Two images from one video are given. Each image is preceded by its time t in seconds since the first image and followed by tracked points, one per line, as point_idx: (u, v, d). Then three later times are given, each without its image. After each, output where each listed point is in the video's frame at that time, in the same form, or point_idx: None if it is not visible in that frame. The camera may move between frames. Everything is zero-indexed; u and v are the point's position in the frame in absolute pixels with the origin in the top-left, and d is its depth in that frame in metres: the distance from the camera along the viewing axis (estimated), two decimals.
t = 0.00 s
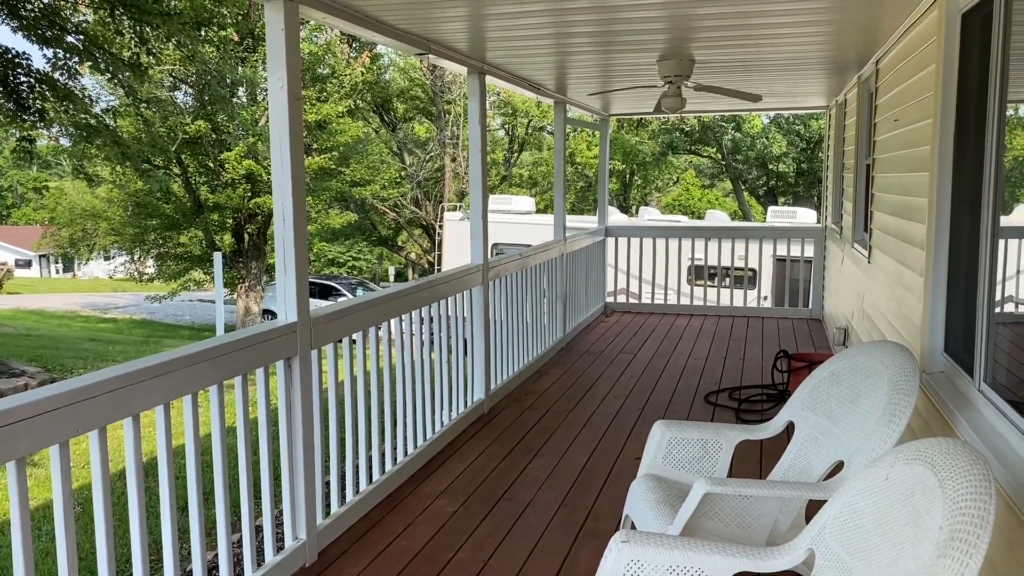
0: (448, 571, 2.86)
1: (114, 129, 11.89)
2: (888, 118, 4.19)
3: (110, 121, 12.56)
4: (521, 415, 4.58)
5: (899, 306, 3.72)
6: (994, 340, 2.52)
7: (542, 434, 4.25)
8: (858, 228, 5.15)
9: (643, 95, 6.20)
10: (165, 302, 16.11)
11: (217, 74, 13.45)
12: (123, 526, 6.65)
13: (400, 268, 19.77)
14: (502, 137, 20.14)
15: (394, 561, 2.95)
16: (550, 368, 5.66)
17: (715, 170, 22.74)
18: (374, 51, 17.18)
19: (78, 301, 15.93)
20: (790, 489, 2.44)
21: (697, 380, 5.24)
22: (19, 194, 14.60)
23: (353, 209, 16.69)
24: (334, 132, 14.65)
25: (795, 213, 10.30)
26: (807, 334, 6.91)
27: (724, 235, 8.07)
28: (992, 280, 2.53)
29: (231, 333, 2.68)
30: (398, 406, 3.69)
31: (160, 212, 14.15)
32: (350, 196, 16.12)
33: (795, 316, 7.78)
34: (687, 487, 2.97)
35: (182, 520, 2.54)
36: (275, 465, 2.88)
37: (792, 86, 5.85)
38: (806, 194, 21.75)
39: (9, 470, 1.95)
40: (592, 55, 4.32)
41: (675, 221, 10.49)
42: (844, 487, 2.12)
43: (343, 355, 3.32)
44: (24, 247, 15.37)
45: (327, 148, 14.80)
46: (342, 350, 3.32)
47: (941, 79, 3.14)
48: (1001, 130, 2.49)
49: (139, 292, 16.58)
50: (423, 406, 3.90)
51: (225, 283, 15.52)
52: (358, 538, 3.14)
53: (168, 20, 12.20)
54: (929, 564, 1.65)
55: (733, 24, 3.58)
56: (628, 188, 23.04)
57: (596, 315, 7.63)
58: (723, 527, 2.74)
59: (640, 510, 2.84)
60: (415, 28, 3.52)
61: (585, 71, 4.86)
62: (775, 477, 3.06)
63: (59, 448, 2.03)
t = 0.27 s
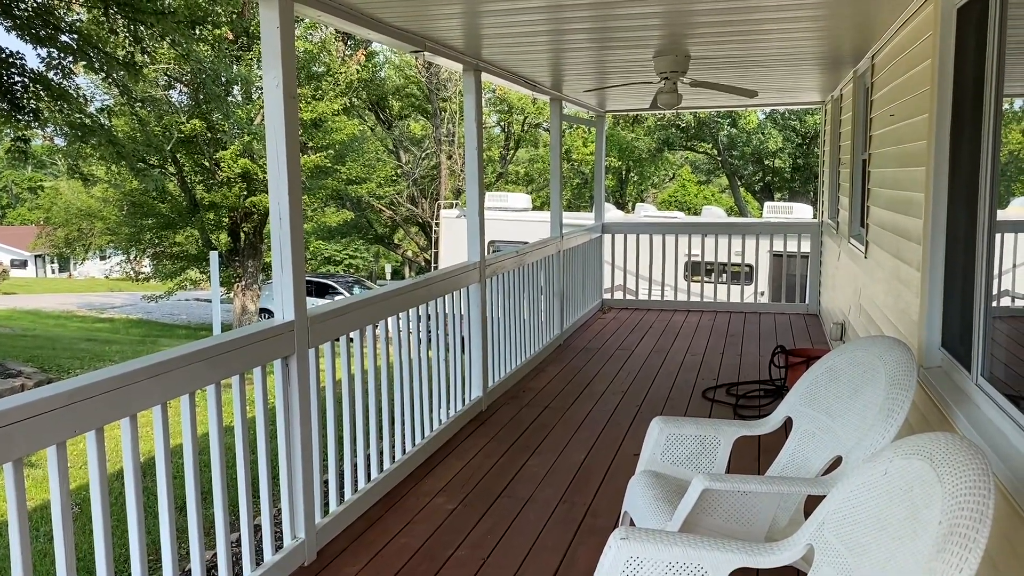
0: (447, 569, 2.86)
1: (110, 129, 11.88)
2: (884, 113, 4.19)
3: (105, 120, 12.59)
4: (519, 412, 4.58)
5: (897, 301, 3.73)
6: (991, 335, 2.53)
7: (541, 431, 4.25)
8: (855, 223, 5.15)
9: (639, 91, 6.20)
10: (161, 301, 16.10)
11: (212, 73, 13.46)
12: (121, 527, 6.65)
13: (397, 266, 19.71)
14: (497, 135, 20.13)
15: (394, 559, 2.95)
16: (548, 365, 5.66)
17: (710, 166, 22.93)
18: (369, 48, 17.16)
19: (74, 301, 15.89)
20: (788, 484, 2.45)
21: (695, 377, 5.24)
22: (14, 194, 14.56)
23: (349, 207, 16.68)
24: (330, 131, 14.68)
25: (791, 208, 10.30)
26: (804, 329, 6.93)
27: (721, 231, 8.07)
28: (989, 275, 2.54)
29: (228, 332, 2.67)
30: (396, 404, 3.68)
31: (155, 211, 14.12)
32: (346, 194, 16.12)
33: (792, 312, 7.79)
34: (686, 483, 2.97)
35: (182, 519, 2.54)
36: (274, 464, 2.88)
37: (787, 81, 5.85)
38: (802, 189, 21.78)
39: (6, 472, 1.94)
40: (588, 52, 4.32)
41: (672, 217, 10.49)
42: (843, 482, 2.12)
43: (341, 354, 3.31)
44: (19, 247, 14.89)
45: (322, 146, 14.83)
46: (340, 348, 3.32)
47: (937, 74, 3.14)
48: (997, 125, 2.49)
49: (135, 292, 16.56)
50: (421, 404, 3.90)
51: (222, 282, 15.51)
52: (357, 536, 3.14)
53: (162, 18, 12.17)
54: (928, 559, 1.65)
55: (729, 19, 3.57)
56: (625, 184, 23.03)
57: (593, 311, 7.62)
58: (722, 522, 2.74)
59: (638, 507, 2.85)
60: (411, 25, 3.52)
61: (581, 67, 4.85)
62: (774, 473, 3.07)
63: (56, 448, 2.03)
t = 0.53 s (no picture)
0: (443, 565, 2.86)
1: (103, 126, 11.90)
2: (877, 107, 4.19)
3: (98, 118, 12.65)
4: (515, 408, 4.58)
5: (891, 294, 3.73)
6: (984, 327, 2.53)
7: (537, 427, 4.25)
8: (848, 217, 5.16)
9: (632, 86, 6.19)
10: (156, 300, 16.08)
11: (204, 70, 13.41)
12: (116, 525, 6.65)
13: (392, 263, 19.34)
14: (492, 130, 20.10)
15: (390, 556, 2.95)
16: (543, 361, 5.66)
17: (705, 160, 22.89)
18: (362, 44, 17.14)
19: (68, 300, 15.87)
20: (783, 477, 2.45)
21: (690, 371, 5.25)
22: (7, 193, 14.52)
23: (343, 203, 16.68)
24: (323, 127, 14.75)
25: (785, 202, 10.30)
26: (799, 323, 6.94)
27: (715, 226, 8.07)
28: (983, 267, 2.55)
29: (223, 330, 2.67)
30: (392, 401, 3.68)
31: (149, 209, 14.09)
32: (340, 191, 16.07)
33: (787, 306, 7.79)
34: (681, 478, 2.98)
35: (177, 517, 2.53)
36: (269, 462, 2.87)
37: (781, 75, 5.85)
38: (797, 183, 21.79)
39: None
40: (581, 47, 4.31)
41: (666, 212, 10.48)
42: (838, 475, 2.13)
43: (335, 351, 3.31)
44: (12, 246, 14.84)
45: (316, 143, 14.83)
46: (334, 345, 3.32)
47: (930, 67, 3.14)
48: (990, 118, 2.49)
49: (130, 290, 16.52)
50: (417, 401, 3.89)
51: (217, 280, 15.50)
52: (353, 534, 3.14)
53: (154, 15, 12.15)
54: (923, 550, 1.66)
55: (721, 13, 3.57)
56: (619, 179, 22.80)
57: (588, 307, 7.62)
58: (718, 516, 2.75)
59: (634, 502, 2.85)
60: (403, 21, 3.50)
61: (575, 62, 4.85)
62: (769, 467, 3.08)
63: (50, 447, 2.02)
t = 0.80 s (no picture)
0: (439, 561, 2.87)
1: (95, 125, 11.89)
2: (869, 100, 4.21)
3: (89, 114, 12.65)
4: (510, 403, 4.59)
5: (883, 287, 3.75)
6: (977, 319, 2.54)
7: (532, 422, 4.25)
8: (841, 210, 5.17)
9: (625, 80, 6.19)
10: (150, 297, 16.06)
11: (196, 67, 13.25)
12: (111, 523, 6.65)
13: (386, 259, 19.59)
14: (486, 126, 20.08)
15: (386, 552, 2.95)
16: (538, 355, 5.67)
17: (698, 155, 22.89)
18: (355, 40, 17.12)
19: (62, 299, 15.86)
20: (776, 469, 2.46)
21: (684, 365, 5.26)
22: None
23: (337, 199, 16.68)
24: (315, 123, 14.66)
25: (779, 196, 10.33)
26: (792, 316, 6.95)
27: (709, 220, 8.08)
28: (976, 259, 2.56)
29: (218, 327, 2.67)
30: (387, 397, 3.68)
31: (142, 207, 14.04)
32: (334, 187, 16.06)
33: (780, 299, 7.81)
34: (676, 470, 2.99)
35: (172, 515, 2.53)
36: (264, 460, 2.87)
37: (774, 69, 5.85)
38: (790, 176, 21.85)
39: None
40: (574, 41, 4.30)
41: (660, 206, 10.50)
42: (831, 467, 2.14)
43: (330, 348, 3.30)
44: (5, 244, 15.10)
45: (309, 139, 14.80)
46: (329, 341, 3.32)
47: (921, 60, 3.15)
48: (981, 110, 2.50)
49: (124, 288, 16.49)
50: (411, 396, 3.90)
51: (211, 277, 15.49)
52: (348, 530, 3.14)
53: (145, 12, 12.14)
54: (915, 541, 1.66)
55: (715, 7, 3.57)
56: (613, 174, 22.90)
57: (582, 301, 7.63)
58: (712, 508, 2.76)
59: (629, 494, 2.86)
60: (396, 16, 3.50)
61: (568, 57, 4.84)
62: (763, 459, 3.09)
63: (44, 446, 2.02)
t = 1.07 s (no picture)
0: (436, 554, 2.87)
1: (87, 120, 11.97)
2: (862, 91, 4.21)
3: (81, 111, 12.75)
4: (505, 397, 4.58)
5: (877, 278, 3.75)
6: (971, 310, 2.54)
7: (527, 416, 4.26)
8: (835, 202, 5.18)
9: (618, 73, 6.18)
10: (143, 294, 16.02)
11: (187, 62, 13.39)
12: (106, 520, 6.63)
13: (379, 254, 19.84)
14: (478, 120, 20.08)
15: (382, 547, 2.95)
16: (533, 349, 5.67)
17: (691, 148, 22.99)
18: (347, 34, 17.09)
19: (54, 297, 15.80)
20: (772, 461, 2.46)
21: (679, 358, 5.26)
22: None
23: (330, 195, 16.66)
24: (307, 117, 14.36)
25: (772, 188, 10.34)
26: (786, 309, 6.97)
27: (703, 213, 8.08)
28: (969, 250, 2.56)
29: (211, 322, 2.66)
30: (382, 392, 3.68)
31: (135, 203, 13.95)
32: (327, 182, 16.03)
33: (774, 292, 7.82)
34: (671, 463, 2.99)
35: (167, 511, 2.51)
36: (260, 455, 2.85)
37: (767, 61, 5.85)
38: (783, 169, 21.88)
39: None
40: (567, 34, 4.29)
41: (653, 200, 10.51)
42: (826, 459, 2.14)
43: (324, 343, 3.29)
44: None
45: (301, 135, 14.76)
46: (323, 336, 3.31)
47: (914, 52, 3.15)
48: (975, 101, 2.50)
49: (116, 286, 16.45)
50: (407, 391, 3.89)
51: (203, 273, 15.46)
52: (344, 525, 3.14)
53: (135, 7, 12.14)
54: (911, 531, 1.66)
55: None
56: (606, 168, 22.94)
57: (577, 295, 7.62)
58: (707, 500, 2.76)
59: (625, 488, 2.86)
60: (388, 9, 3.48)
61: (561, 50, 4.83)
62: (758, 451, 3.09)
63: (38, 443, 2.00)
